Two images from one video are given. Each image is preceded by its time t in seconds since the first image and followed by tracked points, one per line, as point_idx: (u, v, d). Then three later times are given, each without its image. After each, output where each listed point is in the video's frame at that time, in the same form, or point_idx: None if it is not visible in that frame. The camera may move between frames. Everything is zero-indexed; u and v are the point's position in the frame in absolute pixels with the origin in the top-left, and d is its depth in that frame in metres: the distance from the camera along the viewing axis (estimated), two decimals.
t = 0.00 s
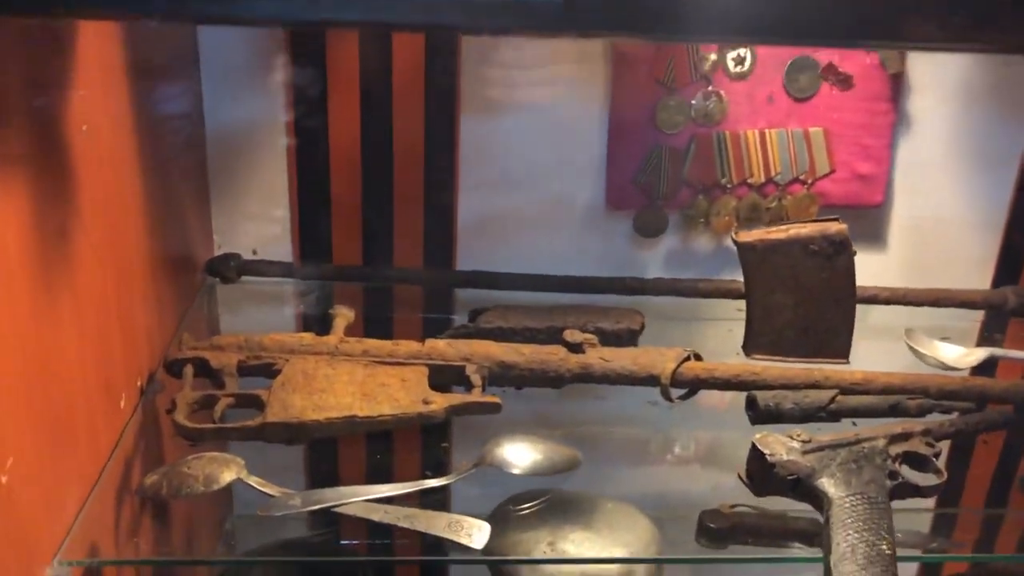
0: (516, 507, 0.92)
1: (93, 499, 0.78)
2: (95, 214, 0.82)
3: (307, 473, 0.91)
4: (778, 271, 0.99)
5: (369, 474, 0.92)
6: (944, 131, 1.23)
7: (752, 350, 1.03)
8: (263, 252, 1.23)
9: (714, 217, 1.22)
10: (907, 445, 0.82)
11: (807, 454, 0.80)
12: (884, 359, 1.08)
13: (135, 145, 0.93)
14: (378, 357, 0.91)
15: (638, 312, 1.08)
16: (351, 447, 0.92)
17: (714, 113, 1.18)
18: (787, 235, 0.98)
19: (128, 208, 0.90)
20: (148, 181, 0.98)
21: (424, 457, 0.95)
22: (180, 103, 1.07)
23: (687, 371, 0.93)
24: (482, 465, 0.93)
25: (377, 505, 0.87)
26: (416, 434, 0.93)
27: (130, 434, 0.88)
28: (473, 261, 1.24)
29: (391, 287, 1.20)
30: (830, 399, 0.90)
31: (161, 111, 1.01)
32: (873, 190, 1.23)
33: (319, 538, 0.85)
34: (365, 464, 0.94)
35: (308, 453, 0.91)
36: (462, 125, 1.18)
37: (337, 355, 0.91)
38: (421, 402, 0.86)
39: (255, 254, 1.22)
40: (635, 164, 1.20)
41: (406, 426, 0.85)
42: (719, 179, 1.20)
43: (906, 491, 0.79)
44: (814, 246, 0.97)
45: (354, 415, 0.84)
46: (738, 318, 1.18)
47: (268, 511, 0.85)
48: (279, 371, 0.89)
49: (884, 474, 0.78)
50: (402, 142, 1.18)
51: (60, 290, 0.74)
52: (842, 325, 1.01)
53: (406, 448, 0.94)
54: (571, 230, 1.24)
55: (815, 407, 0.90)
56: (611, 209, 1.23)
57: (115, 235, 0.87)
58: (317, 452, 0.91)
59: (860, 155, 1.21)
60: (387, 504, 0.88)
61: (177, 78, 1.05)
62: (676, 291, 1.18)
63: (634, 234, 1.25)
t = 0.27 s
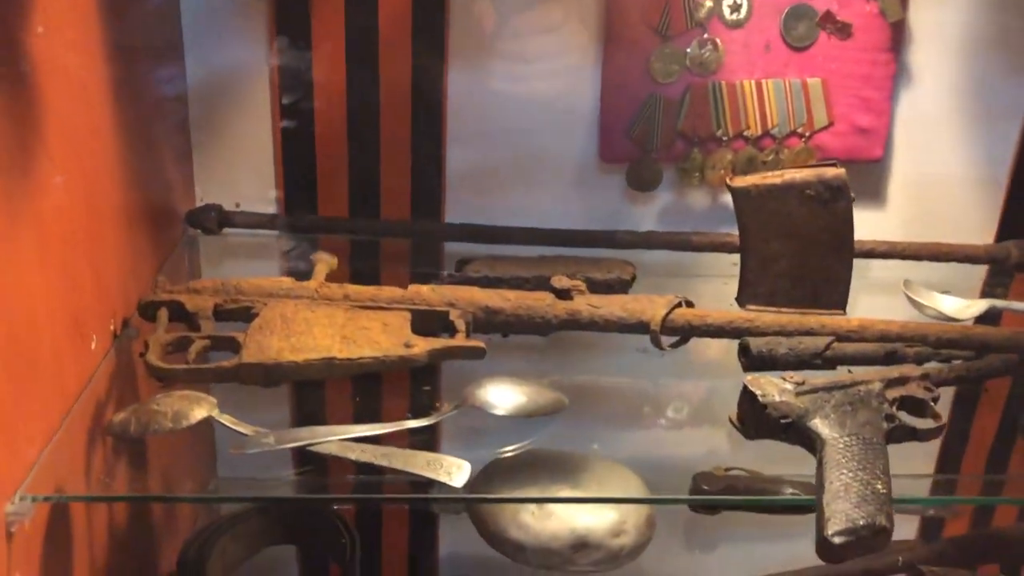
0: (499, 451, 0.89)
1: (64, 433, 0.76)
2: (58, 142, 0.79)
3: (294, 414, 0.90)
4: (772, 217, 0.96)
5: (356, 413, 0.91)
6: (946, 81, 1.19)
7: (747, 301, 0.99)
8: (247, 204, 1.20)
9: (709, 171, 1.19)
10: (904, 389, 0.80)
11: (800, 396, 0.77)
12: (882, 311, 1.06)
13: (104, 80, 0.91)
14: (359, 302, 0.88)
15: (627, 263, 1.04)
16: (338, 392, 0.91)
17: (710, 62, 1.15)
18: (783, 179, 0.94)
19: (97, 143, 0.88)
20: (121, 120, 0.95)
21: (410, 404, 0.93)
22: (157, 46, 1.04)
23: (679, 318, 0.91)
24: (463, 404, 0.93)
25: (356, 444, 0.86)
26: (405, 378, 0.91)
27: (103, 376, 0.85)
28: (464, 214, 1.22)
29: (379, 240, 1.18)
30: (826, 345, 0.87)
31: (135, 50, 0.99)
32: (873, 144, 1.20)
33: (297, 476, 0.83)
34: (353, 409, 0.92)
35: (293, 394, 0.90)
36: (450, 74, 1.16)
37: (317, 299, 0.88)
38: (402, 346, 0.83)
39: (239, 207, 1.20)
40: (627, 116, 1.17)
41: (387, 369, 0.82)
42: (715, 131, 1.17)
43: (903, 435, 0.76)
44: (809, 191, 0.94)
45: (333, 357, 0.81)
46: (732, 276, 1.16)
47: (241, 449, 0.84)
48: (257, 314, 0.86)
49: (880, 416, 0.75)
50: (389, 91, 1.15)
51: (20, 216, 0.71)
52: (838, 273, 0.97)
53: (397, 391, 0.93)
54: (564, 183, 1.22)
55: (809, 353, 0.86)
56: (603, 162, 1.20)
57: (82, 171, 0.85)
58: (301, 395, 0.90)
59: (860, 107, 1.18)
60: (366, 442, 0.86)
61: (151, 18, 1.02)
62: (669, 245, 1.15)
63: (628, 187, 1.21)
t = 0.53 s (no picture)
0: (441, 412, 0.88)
1: None
2: None
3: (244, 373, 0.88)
4: (721, 178, 0.95)
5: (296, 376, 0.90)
6: (901, 46, 1.19)
7: (698, 265, 0.99)
8: (200, 174, 1.19)
9: (664, 138, 1.18)
10: (846, 345, 0.79)
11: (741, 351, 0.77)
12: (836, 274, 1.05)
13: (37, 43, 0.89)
14: (299, 266, 0.87)
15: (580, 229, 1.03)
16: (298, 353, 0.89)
17: (664, 28, 1.14)
18: (731, 140, 0.94)
19: (31, 107, 0.86)
20: (60, 84, 0.94)
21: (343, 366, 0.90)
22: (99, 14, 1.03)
23: (625, 280, 0.90)
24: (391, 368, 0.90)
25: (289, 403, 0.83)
26: (355, 339, 0.91)
27: (42, 340, 0.84)
28: (419, 183, 1.21)
29: (334, 208, 1.17)
30: (772, 305, 0.86)
31: (74, 16, 0.97)
32: (828, 110, 1.19)
33: (237, 436, 0.82)
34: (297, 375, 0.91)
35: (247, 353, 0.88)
36: (402, 44, 1.14)
37: (257, 262, 0.87)
38: (341, 308, 0.82)
39: (191, 178, 1.18)
40: (582, 83, 1.15)
41: (324, 331, 0.81)
42: (669, 98, 1.16)
43: (843, 390, 0.75)
44: (757, 151, 0.94)
45: (270, 319, 0.80)
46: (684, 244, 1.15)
47: (169, 408, 0.81)
48: (197, 277, 0.85)
49: (819, 371, 0.75)
50: (339, 59, 1.14)
51: None
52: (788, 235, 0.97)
53: (349, 355, 0.93)
54: (520, 153, 1.20)
55: (754, 313, 0.86)
56: (559, 131, 1.19)
57: (17, 135, 0.84)
58: (251, 356, 0.88)
59: (815, 73, 1.17)
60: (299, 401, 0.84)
61: None
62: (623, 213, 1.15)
63: (584, 156, 1.20)
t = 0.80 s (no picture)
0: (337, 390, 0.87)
1: None
2: None
3: (160, 357, 0.91)
4: (626, 157, 0.96)
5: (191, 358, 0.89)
6: (813, 27, 1.20)
7: (606, 245, 0.99)
8: (110, 161, 1.17)
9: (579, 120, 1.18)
10: (740, 318, 0.80)
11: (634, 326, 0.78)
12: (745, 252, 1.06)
13: None
14: (195, 249, 0.86)
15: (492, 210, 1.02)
16: (212, 333, 0.92)
17: (575, 10, 1.14)
18: (634, 119, 0.94)
19: None
20: None
21: (247, 349, 0.91)
22: None
23: (528, 259, 0.89)
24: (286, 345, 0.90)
25: (176, 384, 0.83)
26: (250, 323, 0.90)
27: None
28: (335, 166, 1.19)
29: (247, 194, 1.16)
30: (672, 281, 0.88)
31: None
32: (742, 91, 1.20)
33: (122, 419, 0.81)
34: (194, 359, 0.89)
35: (167, 335, 0.91)
36: (313, 24, 1.13)
37: (152, 246, 0.86)
38: (235, 290, 0.81)
39: (101, 165, 1.16)
40: (495, 64, 1.15)
41: (217, 314, 0.80)
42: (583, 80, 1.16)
43: (734, 362, 0.76)
44: (660, 130, 0.94)
45: (160, 301, 0.78)
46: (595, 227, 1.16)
47: (48, 391, 0.79)
48: (88, 261, 0.83)
49: (710, 343, 0.76)
50: (249, 44, 1.13)
51: None
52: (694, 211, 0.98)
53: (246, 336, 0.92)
54: (437, 136, 1.20)
55: (653, 289, 0.87)
56: (475, 113, 1.19)
57: None
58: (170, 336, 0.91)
59: (727, 54, 1.18)
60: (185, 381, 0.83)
61: None
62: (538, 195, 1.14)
63: (501, 140, 1.20)
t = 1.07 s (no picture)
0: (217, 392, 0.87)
1: None
2: None
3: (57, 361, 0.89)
4: (520, 153, 0.95)
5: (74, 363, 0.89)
6: (715, 23, 1.21)
7: (504, 241, 0.99)
8: None
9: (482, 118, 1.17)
10: (626, 311, 0.80)
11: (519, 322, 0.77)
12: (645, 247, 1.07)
13: None
14: (70, 251, 0.84)
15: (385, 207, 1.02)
16: (107, 329, 0.91)
17: (475, 7, 1.13)
18: (526, 115, 0.93)
19: None
20: None
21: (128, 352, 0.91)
22: None
23: (419, 256, 0.88)
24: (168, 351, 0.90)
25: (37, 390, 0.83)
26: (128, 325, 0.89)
27: None
28: (237, 167, 1.18)
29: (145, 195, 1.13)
30: (563, 276, 0.87)
31: None
32: (646, 88, 1.20)
33: None
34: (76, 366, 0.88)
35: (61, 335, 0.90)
36: (206, 21, 1.10)
37: (25, 249, 0.84)
38: (110, 293, 0.79)
39: None
40: (396, 61, 1.14)
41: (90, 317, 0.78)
42: (486, 77, 1.16)
43: (618, 355, 0.76)
44: (553, 125, 0.94)
45: (28, 305, 0.76)
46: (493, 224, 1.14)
47: None
48: None
49: (595, 337, 0.75)
50: (142, 44, 1.10)
51: None
52: (590, 207, 0.98)
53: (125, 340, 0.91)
54: (340, 135, 1.18)
55: (543, 284, 0.86)
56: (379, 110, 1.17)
57: None
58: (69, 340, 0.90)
59: (628, 50, 1.18)
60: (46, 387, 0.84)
61: None
62: (440, 192, 1.13)
63: (406, 137, 1.19)
